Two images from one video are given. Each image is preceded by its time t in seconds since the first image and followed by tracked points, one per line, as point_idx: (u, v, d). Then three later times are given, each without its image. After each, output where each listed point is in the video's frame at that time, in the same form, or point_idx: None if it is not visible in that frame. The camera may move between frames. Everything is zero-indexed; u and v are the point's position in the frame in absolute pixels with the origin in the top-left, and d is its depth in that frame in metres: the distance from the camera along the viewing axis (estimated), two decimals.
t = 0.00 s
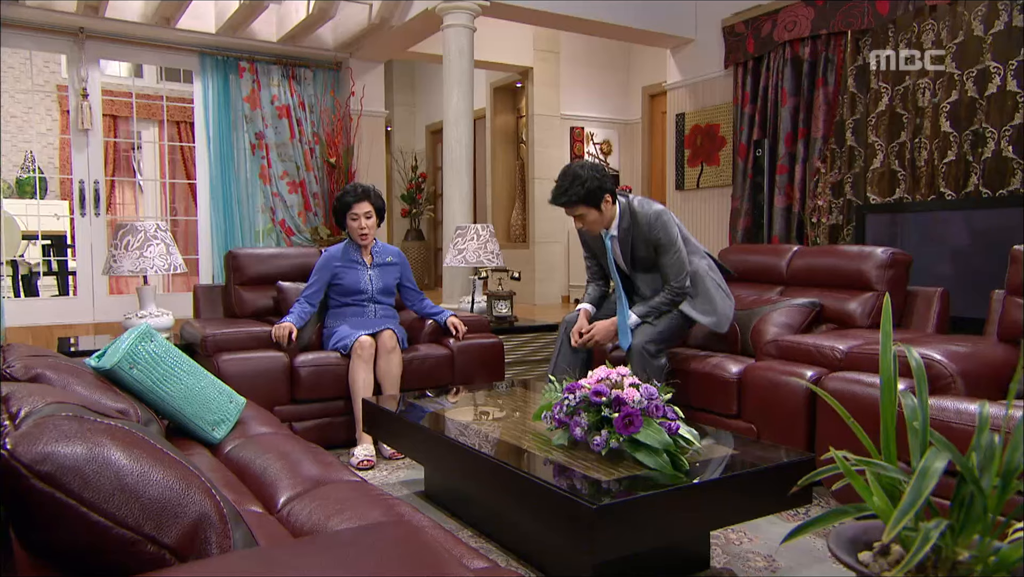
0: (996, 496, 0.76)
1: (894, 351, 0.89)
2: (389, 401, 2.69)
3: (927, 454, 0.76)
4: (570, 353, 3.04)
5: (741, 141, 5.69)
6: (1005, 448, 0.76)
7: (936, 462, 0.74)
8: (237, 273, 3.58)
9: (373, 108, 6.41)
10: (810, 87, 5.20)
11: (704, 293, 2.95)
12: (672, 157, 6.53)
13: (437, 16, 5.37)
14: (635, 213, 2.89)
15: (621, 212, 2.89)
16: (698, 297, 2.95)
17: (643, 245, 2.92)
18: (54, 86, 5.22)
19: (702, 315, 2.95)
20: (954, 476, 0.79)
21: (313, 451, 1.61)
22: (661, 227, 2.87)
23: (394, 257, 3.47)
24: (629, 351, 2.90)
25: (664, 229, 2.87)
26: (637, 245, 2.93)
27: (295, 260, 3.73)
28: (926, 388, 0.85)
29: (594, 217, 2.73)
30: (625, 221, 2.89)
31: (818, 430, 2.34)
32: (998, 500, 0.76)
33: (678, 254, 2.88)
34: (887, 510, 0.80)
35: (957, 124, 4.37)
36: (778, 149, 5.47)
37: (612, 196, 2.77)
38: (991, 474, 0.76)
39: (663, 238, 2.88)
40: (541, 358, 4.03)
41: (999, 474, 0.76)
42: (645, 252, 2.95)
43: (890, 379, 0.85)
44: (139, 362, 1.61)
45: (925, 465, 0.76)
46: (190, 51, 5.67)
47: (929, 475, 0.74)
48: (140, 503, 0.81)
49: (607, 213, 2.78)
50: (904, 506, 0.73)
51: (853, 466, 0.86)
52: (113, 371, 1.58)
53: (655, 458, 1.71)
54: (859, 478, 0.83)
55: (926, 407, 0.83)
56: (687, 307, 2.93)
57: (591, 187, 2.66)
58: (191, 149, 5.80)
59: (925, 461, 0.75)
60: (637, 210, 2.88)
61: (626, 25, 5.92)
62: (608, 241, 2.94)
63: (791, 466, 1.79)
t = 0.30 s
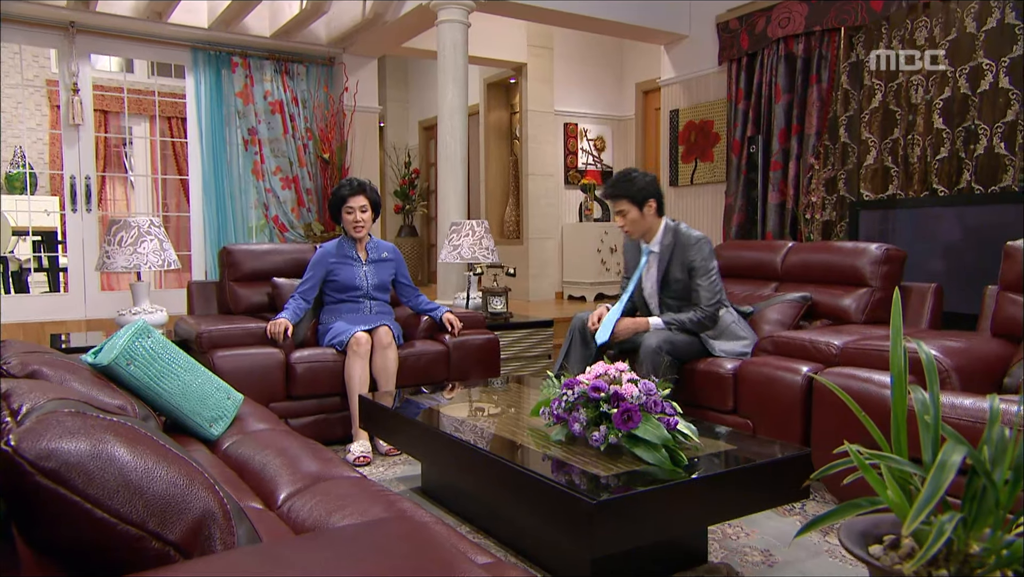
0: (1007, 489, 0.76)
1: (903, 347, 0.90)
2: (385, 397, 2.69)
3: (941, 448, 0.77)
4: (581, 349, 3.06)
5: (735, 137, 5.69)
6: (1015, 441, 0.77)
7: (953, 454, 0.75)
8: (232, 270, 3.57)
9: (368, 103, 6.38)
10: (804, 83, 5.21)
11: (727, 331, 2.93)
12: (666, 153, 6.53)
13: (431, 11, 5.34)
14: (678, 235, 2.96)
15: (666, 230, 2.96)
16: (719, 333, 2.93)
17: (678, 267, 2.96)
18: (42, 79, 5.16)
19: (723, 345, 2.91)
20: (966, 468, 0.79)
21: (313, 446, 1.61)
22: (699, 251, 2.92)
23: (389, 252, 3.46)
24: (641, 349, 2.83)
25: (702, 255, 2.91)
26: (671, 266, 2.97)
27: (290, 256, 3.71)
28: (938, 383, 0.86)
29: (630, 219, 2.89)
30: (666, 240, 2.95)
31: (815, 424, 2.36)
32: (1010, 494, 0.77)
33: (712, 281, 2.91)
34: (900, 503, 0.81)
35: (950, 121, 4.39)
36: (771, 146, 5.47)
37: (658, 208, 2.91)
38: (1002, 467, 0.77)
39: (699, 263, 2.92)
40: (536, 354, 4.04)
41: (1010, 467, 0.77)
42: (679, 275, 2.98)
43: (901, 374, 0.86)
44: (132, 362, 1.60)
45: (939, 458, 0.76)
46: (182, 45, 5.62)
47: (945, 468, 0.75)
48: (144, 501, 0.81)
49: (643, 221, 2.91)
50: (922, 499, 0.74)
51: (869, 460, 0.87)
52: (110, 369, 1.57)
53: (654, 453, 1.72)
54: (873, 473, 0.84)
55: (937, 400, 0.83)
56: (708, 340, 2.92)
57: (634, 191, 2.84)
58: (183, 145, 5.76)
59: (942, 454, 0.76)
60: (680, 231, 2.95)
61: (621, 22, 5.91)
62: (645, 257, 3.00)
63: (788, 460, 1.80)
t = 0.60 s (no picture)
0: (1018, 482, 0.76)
1: (912, 341, 0.90)
2: (385, 393, 2.69)
3: (954, 442, 0.77)
4: (592, 335, 3.17)
5: (733, 134, 5.69)
6: None
7: (966, 447, 0.75)
8: (231, 265, 3.56)
9: (366, 99, 6.36)
10: (802, 79, 5.20)
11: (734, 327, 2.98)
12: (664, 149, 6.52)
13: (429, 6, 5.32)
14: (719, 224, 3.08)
15: (709, 216, 3.10)
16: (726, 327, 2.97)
17: (709, 251, 3.07)
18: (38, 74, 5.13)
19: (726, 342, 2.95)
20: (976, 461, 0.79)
21: (313, 441, 1.61)
22: (732, 242, 3.01)
23: (387, 248, 3.46)
24: (644, 333, 2.87)
25: (734, 245, 3.00)
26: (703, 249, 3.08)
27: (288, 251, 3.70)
28: (948, 377, 0.86)
29: (681, 188, 3.09)
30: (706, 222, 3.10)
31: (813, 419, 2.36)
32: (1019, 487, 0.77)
33: (734, 271, 2.97)
34: (909, 496, 0.82)
35: (948, 117, 4.39)
36: (769, 141, 5.47)
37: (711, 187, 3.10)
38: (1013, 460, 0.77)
39: (729, 252, 3.00)
40: (535, 350, 4.04)
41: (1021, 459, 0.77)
42: (707, 263, 3.07)
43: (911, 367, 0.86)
44: (134, 358, 1.59)
45: (951, 451, 0.76)
46: (179, 40, 5.60)
47: (957, 461, 0.75)
48: (149, 496, 0.81)
49: (691, 195, 3.11)
50: (936, 493, 0.74)
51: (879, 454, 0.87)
52: (110, 364, 1.57)
53: (655, 448, 1.72)
54: (884, 467, 0.84)
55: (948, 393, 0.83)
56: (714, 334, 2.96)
57: (689, 161, 3.08)
58: (180, 140, 5.74)
59: (955, 447, 0.76)
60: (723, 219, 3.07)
61: (619, 18, 5.90)
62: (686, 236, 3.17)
63: (788, 456, 1.80)
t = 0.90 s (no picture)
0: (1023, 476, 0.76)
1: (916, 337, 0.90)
2: (384, 389, 2.69)
3: (959, 436, 0.77)
4: (595, 335, 3.16)
5: (732, 130, 5.69)
6: None
7: (971, 442, 0.75)
8: (230, 262, 3.55)
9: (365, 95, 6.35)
10: (802, 75, 5.20)
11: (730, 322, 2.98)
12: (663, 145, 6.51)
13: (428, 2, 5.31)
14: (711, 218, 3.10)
15: (701, 212, 3.12)
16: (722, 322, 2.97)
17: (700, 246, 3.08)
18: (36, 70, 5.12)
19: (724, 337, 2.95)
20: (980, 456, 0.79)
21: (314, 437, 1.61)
22: (723, 236, 3.02)
23: (387, 244, 3.46)
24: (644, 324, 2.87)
25: (725, 238, 3.01)
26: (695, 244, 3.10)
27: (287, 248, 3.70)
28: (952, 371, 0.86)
29: (678, 180, 3.11)
30: (698, 217, 3.11)
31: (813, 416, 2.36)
32: None
33: (727, 264, 2.97)
34: (914, 491, 0.82)
35: (947, 113, 4.39)
36: (768, 138, 5.46)
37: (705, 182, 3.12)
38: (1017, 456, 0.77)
39: (720, 245, 3.01)
40: (534, 347, 4.04)
41: None
42: (700, 257, 3.08)
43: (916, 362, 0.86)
44: (134, 352, 1.59)
45: (957, 445, 0.76)
46: (177, 36, 5.58)
47: (963, 456, 0.75)
48: (151, 491, 0.81)
49: (687, 188, 3.12)
50: (941, 487, 0.75)
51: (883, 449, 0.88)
52: (110, 360, 1.57)
53: (655, 444, 1.72)
54: (888, 462, 0.84)
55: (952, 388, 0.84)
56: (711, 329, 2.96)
57: (689, 156, 3.12)
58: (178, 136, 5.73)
59: (960, 442, 0.76)
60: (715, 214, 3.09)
61: (618, 13, 5.88)
62: (678, 232, 3.18)
63: (788, 452, 1.81)
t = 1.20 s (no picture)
0: None
1: (917, 334, 0.90)
2: (384, 387, 2.69)
3: (961, 433, 0.77)
4: (592, 333, 3.17)
5: (732, 127, 5.69)
6: None
7: (973, 438, 0.75)
8: (229, 259, 3.55)
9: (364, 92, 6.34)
10: (801, 73, 5.19)
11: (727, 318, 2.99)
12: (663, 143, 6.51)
13: None
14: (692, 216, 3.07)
15: (682, 210, 3.09)
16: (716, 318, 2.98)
17: (683, 245, 3.07)
18: (35, 67, 5.11)
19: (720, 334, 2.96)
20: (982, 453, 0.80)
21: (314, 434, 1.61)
22: (704, 235, 3.00)
23: (384, 241, 3.47)
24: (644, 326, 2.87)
25: (706, 236, 2.99)
26: (677, 244, 3.09)
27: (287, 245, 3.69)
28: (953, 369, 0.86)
29: (653, 185, 3.08)
30: (678, 218, 3.09)
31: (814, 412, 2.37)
32: None
33: (710, 262, 2.97)
34: (916, 487, 0.82)
35: (947, 110, 4.39)
36: (768, 135, 5.46)
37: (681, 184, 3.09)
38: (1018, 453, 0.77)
39: (702, 244, 3.00)
40: (533, 344, 4.04)
41: None
42: (684, 255, 3.07)
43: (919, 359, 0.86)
44: (133, 350, 1.59)
45: (959, 442, 0.76)
46: (176, 34, 5.57)
47: (965, 452, 0.75)
48: (151, 488, 0.81)
49: (663, 193, 3.09)
50: (943, 482, 0.75)
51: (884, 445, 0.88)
52: (111, 357, 1.57)
53: (654, 441, 1.73)
54: (889, 458, 0.84)
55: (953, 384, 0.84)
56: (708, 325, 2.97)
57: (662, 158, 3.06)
58: (177, 134, 5.72)
59: (962, 438, 0.76)
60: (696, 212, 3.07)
61: (618, 10, 5.86)
62: (661, 232, 3.17)
63: (789, 448, 1.81)
